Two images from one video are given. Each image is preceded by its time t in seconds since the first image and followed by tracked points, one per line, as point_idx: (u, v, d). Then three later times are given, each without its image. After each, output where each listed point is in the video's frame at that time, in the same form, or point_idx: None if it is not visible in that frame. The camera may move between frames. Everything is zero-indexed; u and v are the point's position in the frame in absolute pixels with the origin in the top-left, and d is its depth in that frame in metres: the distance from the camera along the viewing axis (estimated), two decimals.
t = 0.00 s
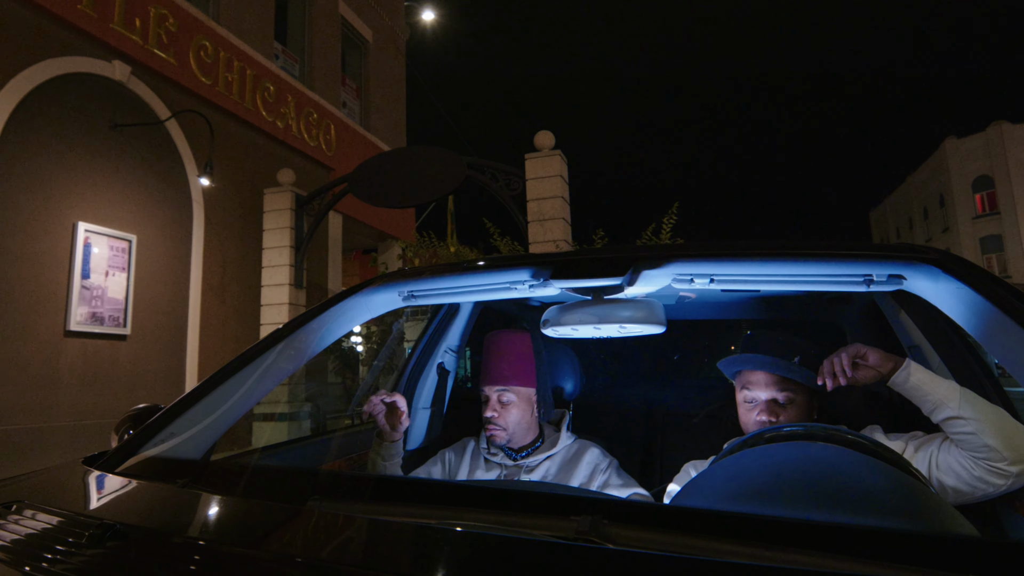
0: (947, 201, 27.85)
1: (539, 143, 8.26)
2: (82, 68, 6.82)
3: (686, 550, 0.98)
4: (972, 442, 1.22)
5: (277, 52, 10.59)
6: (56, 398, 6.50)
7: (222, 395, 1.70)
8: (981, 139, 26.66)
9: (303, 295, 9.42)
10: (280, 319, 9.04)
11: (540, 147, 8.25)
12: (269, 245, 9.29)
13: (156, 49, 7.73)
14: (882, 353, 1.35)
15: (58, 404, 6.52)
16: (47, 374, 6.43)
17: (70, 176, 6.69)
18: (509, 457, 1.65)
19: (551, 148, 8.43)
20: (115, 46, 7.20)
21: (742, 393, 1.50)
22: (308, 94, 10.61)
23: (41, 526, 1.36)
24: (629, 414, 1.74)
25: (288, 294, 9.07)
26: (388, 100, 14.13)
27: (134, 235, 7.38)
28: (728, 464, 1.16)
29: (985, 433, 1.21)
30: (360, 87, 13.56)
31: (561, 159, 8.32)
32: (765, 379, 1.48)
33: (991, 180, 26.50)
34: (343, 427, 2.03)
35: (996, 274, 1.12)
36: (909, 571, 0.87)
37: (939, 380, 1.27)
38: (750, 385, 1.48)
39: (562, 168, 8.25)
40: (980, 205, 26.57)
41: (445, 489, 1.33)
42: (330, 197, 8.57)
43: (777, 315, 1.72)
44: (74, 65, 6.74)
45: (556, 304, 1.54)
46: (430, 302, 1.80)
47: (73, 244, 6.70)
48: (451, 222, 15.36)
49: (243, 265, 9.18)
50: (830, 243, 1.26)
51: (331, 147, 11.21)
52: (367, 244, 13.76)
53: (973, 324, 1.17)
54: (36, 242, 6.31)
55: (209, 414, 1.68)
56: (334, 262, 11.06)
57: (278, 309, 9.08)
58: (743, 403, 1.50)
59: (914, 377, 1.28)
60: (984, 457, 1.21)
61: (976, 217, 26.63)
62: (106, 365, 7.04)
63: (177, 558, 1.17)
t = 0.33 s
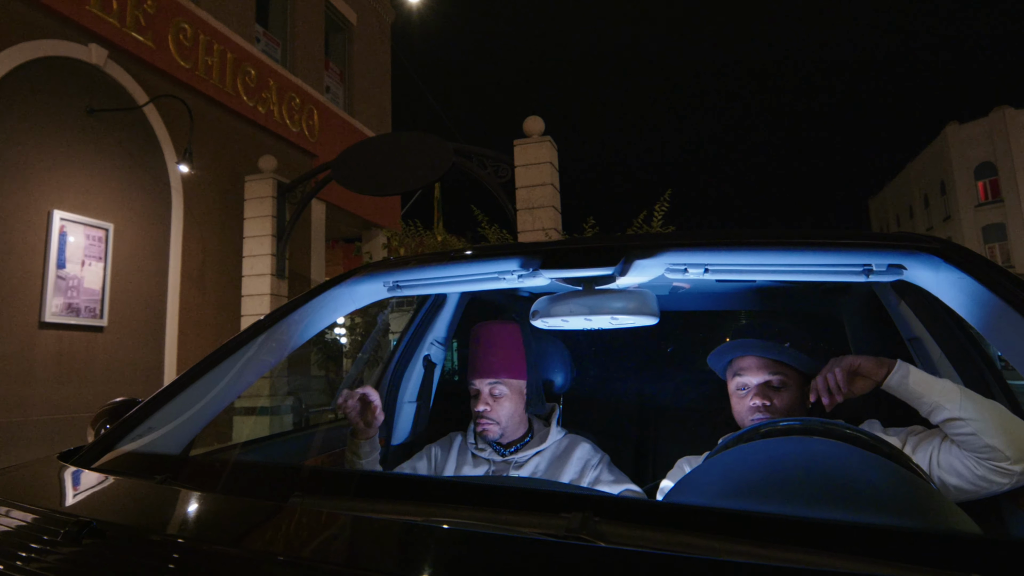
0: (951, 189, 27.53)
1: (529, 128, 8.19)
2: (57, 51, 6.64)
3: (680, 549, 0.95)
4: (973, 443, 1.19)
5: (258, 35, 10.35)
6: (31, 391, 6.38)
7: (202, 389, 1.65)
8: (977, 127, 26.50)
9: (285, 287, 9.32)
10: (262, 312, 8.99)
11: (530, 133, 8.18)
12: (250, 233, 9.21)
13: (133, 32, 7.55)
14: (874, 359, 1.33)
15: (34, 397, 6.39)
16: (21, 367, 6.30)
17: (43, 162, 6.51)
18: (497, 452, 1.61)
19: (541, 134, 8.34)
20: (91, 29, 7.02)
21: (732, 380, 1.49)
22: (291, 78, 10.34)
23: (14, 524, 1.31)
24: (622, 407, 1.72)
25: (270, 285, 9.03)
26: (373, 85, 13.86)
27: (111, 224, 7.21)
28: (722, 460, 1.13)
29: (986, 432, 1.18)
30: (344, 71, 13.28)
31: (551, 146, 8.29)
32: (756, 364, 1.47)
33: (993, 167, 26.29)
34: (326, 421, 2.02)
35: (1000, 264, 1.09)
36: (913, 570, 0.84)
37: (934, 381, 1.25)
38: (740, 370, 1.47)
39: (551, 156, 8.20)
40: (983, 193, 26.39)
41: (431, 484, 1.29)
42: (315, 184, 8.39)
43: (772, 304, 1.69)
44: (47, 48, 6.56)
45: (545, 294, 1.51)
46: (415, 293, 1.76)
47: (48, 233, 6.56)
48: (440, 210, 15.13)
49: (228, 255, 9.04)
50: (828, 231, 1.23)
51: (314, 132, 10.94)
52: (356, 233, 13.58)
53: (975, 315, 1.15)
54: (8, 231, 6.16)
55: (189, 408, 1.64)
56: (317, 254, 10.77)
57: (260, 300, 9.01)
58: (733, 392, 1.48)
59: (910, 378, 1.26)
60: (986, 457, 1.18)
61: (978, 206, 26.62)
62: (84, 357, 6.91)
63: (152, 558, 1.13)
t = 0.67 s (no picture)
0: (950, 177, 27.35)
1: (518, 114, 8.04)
2: (31, 34, 6.46)
3: (672, 546, 0.92)
4: (975, 447, 1.19)
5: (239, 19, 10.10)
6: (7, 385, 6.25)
7: (182, 381, 1.60)
8: (975, 114, 26.32)
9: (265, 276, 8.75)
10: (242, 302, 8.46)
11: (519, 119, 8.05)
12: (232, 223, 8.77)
13: (110, 14, 7.39)
14: (862, 369, 1.33)
15: (8, 391, 6.25)
16: None
17: (16, 148, 6.34)
18: (485, 447, 1.58)
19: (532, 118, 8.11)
20: (65, 11, 6.83)
21: (726, 381, 1.44)
22: (273, 62, 10.10)
23: None
24: (614, 401, 1.70)
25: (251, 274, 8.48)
26: (358, 69, 13.62)
27: (88, 212, 7.04)
28: (716, 455, 1.10)
29: (988, 437, 1.18)
30: (327, 55, 13.07)
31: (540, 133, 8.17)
32: (749, 362, 1.42)
33: (996, 153, 26.17)
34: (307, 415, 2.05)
35: (1002, 253, 1.07)
36: (918, 570, 0.81)
37: (929, 387, 1.24)
38: (733, 371, 1.42)
39: (541, 142, 8.08)
40: (984, 180, 26.35)
41: (417, 480, 1.25)
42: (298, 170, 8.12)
43: (770, 295, 1.66)
44: (21, 31, 6.36)
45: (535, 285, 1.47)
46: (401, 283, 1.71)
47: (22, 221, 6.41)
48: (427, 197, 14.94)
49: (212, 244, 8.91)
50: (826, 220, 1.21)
51: (297, 118, 10.68)
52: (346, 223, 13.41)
53: (976, 305, 1.13)
54: None
55: (169, 402, 1.59)
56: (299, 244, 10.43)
57: (240, 290, 8.51)
58: (725, 393, 1.44)
59: (904, 386, 1.25)
60: (988, 460, 1.18)
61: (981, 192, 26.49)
62: (59, 350, 6.76)
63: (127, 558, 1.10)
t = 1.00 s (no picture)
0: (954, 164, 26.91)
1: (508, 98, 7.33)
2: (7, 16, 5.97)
3: (663, 543, 0.90)
4: (976, 446, 1.17)
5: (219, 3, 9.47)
6: None
7: (161, 375, 1.56)
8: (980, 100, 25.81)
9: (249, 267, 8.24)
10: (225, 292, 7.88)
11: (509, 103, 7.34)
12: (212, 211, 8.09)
13: None
14: (853, 372, 1.26)
15: None
16: None
17: None
18: (474, 444, 1.54)
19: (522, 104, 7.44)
20: None
21: (743, 361, 1.39)
22: (256, 46, 9.54)
23: None
24: (606, 395, 1.67)
25: (233, 265, 7.89)
26: (342, 53, 13.16)
27: (65, 201, 6.60)
28: (711, 451, 1.08)
29: (988, 436, 1.17)
30: (311, 39, 12.64)
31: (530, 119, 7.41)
32: (768, 345, 1.39)
33: (1000, 140, 25.72)
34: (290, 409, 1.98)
35: (1007, 245, 1.04)
36: (913, 568, 0.79)
37: (927, 385, 1.22)
38: (753, 351, 1.39)
39: (531, 130, 7.32)
40: (987, 168, 26.02)
41: (406, 476, 1.22)
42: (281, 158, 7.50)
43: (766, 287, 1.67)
44: None
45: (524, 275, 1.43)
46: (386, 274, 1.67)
47: None
48: (412, 187, 14.63)
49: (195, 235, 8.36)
50: (824, 209, 1.18)
51: (279, 104, 10.09)
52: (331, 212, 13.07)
53: (979, 297, 1.10)
54: None
55: (148, 397, 1.55)
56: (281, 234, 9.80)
57: (223, 280, 7.91)
58: (741, 372, 1.38)
59: (902, 385, 1.22)
60: (989, 458, 1.17)
61: (982, 181, 26.14)
62: (35, 344, 6.33)
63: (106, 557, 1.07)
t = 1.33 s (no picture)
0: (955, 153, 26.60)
1: (496, 84, 7.07)
2: None
3: (658, 542, 0.87)
4: (978, 448, 1.17)
5: None
6: None
7: (140, 370, 1.52)
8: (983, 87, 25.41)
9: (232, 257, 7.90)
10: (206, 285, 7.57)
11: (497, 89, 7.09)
12: (194, 200, 7.78)
13: None
14: (842, 384, 1.20)
15: None
16: None
17: None
18: (462, 437, 1.52)
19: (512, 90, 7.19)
20: None
21: (759, 350, 1.38)
22: (239, 30, 8.74)
23: None
24: (599, 389, 1.65)
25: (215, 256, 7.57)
26: (328, 36, 12.69)
27: (42, 190, 6.18)
28: (706, 446, 1.05)
29: (991, 441, 1.15)
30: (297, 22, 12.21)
31: (521, 106, 7.16)
32: (789, 338, 1.37)
33: (1002, 129, 25.38)
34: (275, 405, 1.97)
35: (1010, 234, 1.03)
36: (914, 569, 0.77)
37: (922, 393, 1.19)
38: (773, 340, 1.37)
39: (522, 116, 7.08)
40: (991, 156, 25.38)
41: (392, 474, 1.18)
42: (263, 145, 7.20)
43: (763, 278, 1.65)
44: None
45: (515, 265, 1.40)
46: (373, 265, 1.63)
47: None
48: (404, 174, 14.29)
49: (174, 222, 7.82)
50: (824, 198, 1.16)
51: (263, 90, 9.36)
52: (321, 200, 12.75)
53: (981, 287, 1.09)
54: None
55: (128, 392, 1.51)
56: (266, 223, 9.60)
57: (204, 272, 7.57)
58: (754, 360, 1.37)
59: (899, 394, 1.19)
60: (992, 460, 1.17)
61: (985, 169, 25.61)
62: (10, 338, 5.91)
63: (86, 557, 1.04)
